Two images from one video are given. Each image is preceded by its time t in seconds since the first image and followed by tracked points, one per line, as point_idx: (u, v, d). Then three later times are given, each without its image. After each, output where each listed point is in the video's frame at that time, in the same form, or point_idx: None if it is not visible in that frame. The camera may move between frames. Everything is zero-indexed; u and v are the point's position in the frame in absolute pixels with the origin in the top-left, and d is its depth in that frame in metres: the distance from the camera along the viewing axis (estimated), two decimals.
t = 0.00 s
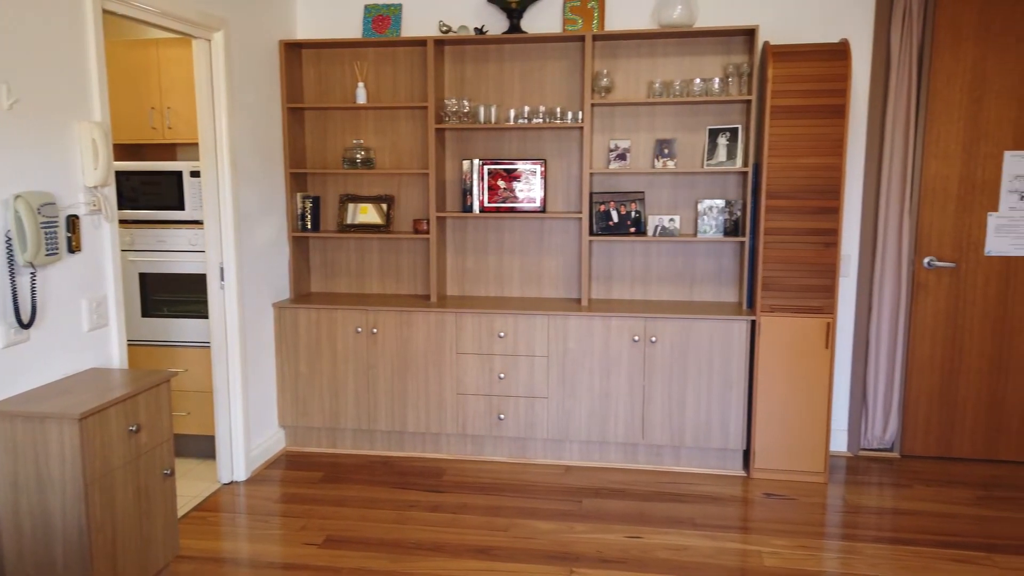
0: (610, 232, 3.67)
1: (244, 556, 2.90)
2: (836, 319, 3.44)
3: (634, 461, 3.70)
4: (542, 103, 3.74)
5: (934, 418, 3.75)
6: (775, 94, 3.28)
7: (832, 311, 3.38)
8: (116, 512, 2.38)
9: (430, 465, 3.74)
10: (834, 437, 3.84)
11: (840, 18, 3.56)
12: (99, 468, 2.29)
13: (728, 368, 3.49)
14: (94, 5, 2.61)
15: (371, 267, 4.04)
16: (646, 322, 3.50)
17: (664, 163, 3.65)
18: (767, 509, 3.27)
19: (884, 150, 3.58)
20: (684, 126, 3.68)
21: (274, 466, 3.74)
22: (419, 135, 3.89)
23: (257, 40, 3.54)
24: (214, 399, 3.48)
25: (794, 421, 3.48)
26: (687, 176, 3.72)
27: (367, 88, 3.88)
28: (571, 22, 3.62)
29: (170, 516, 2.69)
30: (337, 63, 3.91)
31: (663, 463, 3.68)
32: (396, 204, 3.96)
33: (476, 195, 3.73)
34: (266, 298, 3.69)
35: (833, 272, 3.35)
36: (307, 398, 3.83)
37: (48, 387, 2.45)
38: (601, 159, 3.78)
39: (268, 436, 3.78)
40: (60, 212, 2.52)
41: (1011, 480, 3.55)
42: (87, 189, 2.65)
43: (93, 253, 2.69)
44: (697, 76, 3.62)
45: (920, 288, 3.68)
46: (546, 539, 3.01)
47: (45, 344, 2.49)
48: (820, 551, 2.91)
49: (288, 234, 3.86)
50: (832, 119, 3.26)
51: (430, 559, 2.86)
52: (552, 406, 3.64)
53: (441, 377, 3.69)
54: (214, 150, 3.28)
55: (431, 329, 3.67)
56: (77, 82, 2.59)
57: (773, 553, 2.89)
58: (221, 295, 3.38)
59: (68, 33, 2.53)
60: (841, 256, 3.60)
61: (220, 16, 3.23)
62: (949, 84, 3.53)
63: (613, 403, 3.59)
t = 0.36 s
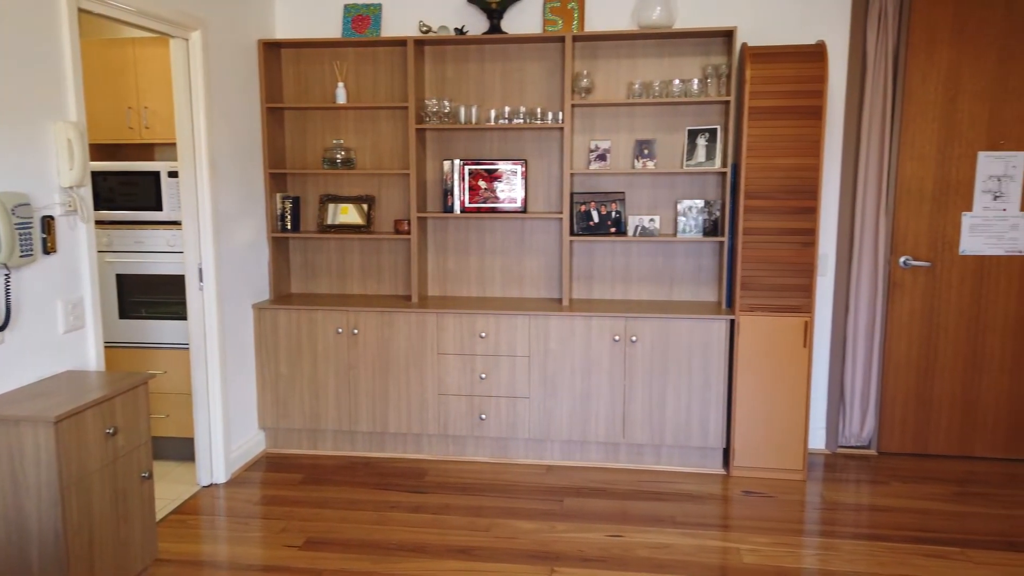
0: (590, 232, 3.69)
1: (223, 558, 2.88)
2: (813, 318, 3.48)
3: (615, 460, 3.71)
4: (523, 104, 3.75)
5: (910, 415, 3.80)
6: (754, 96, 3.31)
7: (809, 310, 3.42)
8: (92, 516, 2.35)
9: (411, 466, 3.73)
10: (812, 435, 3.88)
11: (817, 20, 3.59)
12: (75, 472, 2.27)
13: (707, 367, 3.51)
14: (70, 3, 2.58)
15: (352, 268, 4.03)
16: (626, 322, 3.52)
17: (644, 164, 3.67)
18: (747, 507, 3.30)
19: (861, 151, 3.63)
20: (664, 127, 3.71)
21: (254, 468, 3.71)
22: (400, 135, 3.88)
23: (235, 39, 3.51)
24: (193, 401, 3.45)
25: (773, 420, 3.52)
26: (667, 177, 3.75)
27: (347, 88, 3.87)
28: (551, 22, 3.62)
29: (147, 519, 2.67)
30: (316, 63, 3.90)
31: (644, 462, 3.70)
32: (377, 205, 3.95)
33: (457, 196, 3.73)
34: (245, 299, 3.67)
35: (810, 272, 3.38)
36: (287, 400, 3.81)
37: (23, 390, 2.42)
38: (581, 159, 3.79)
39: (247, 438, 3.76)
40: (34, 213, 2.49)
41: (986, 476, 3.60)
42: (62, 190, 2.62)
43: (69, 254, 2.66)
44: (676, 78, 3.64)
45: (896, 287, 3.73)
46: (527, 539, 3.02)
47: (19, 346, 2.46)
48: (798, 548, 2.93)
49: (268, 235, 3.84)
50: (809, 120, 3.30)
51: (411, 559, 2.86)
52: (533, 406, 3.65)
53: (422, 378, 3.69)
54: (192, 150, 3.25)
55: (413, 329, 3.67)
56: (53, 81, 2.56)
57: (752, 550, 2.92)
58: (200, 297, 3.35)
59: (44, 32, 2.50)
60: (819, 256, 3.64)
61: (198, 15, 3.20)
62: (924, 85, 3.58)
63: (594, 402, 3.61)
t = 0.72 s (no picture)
0: (572, 232, 3.70)
1: (204, 561, 2.86)
2: (793, 317, 3.51)
3: (597, 459, 3.73)
4: (504, 104, 3.76)
5: (889, 412, 3.84)
6: (733, 96, 3.33)
7: (789, 309, 3.45)
8: (70, 520, 2.33)
9: (394, 467, 3.72)
10: (792, 433, 3.91)
11: (795, 21, 3.63)
12: (52, 476, 2.24)
13: (689, 366, 3.53)
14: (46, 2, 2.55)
15: (333, 268, 4.02)
16: (608, 321, 3.53)
17: (625, 164, 3.70)
18: (728, 505, 3.32)
19: (839, 151, 3.66)
20: (645, 128, 3.73)
21: (235, 470, 3.69)
22: (381, 135, 3.87)
23: (215, 38, 3.49)
24: (173, 403, 3.42)
25: (753, 418, 3.54)
26: (648, 177, 3.77)
27: (327, 88, 3.85)
28: (532, 23, 3.63)
29: (127, 523, 2.65)
30: (296, 62, 3.88)
31: (626, 461, 3.71)
32: (358, 205, 3.94)
33: (439, 196, 3.73)
34: (226, 300, 3.65)
35: (790, 271, 3.41)
36: (268, 402, 3.79)
37: None
38: (563, 159, 3.80)
39: (228, 440, 3.73)
40: (10, 214, 2.46)
41: (962, 472, 3.65)
42: (39, 190, 2.59)
43: (45, 255, 2.63)
44: (657, 78, 3.66)
45: (873, 286, 3.77)
46: (511, 539, 3.02)
47: None
48: (778, 545, 2.96)
49: (249, 236, 3.82)
50: (788, 121, 3.32)
51: (393, 561, 2.85)
52: (516, 406, 3.66)
53: (404, 378, 3.68)
54: (170, 151, 3.22)
55: (395, 329, 3.66)
56: (29, 81, 2.53)
57: (734, 548, 2.94)
58: (179, 298, 3.33)
59: (20, 30, 2.47)
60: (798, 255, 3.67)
61: (176, 14, 3.17)
62: (901, 86, 3.62)
63: (576, 402, 3.62)
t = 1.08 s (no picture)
0: (556, 232, 3.71)
1: (187, 563, 2.84)
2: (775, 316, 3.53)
3: (581, 459, 3.74)
4: (488, 105, 3.76)
5: (870, 410, 3.88)
6: (715, 97, 3.35)
7: (771, 308, 3.47)
8: (50, 523, 2.31)
9: (379, 468, 3.72)
10: (775, 431, 3.94)
11: (776, 22, 3.65)
12: (32, 479, 2.22)
13: (672, 365, 3.55)
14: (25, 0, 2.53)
15: (317, 269, 4.00)
16: (592, 321, 3.54)
17: (609, 164, 3.71)
18: (712, 503, 3.34)
19: (820, 152, 3.69)
20: (628, 128, 3.74)
21: (217, 472, 3.67)
22: (364, 136, 3.86)
23: (196, 37, 3.47)
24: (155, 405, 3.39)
25: (736, 417, 3.57)
26: (631, 177, 3.78)
27: (310, 87, 3.84)
28: (516, 24, 3.63)
29: (107, 525, 2.63)
30: (279, 62, 3.86)
31: (611, 460, 3.73)
32: (342, 206, 3.93)
33: (423, 196, 3.72)
34: (208, 301, 3.63)
35: (772, 271, 3.44)
36: (251, 403, 3.77)
37: None
38: (546, 160, 3.81)
39: (211, 442, 3.70)
40: None
41: (942, 469, 3.69)
42: (17, 190, 2.57)
43: (24, 256, 2.60)
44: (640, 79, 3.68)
45: (854, 285, 3.81)
46: (495, 539, 3.03)
47: None
48: (761, 543, 2.98)
49: (231, 237, 3.80)
50: (769, 121, 3.35)
51: (378, 561, 2.85)
52: (500, 406, 3.66)
53: (388, 379, 3.68)
54: (151, 150, 3.20)
55: (379, 330, 3.65)
56: (8, 80, 2.50)
57: (717, 546, 2.96)
58: (161, 299, 3.30)
59: None
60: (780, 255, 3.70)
61: (157, 13, 3.15)
62: (881, 87, 3.66)
63: (561, 402, 3.63)
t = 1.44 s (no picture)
0: (541, 232, 3.71)
1: (170, 566, 2.82)
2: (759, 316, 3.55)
3: (567, 458, 3.75)
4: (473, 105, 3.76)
5: (853, 408, 3.91)
6: (699, 97, 3.37)
7: (755, 308, 3.49)
8: (31, 526, 2.28)
9: (364, 468, 3.71)
10: (760, 430, 3.96)
11: (760, 24, 3.67)
12: (12, 482, 2.20)
13: (658, 364, 3.56)
14: None
15: (301, 269, 3.99)
16: (578, 321, 3.55)
17: (594, 164, 3.71)
18: (697, 501, 3.36)
19: (803, 152, 3.72)
20: (613, 128, 3.76)
21: (201, 474, 3.65)
22: (349, 135, 3.85)
23: (179, 36, 3.45)
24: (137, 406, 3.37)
25: (721, 416, 3.58)
26: (616, 177, 3.79)
27: (295, 87, 3.83)
28: (501, 23, 3.61)
29: (89, 528, 2.60)
30: (263, 62, 3.85)
31: (596, 459, 3.74)
32: (327, 206, 3.92)
33: (408, 196, 3.71)
34: (191, 302, 3.60)
35: (755, 270, 3.46)
36: (235, 404, 3.75)
37: None
38: (532, 160, 3.81)
39: (194, 444, 3.68)
40: None
41: (924, 466, 3.73)
42: None
43: (4, 256, 2.57)
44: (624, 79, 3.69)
45: (837, 284, 3.84)
46: (481, 539, 3.03)
47: None
48: (745, 541, 3.00)
49: (215, 237, 3.77)
50: (753, 122, 3.36)
51: (363, 562, 2.84)
52: (486, 406, 3.66)
53: (374, 379, 3.67)
54: (133, 150, 3.17)
55: (364, 330, 3.64)
56: None
57: (701, 544, 2.97)
58: (144, 300, 3.27)
59: None
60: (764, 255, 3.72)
61: (139, 12, 3.12)
62: (863, 88, 3.69)
63: (546, 401, 3.63)
